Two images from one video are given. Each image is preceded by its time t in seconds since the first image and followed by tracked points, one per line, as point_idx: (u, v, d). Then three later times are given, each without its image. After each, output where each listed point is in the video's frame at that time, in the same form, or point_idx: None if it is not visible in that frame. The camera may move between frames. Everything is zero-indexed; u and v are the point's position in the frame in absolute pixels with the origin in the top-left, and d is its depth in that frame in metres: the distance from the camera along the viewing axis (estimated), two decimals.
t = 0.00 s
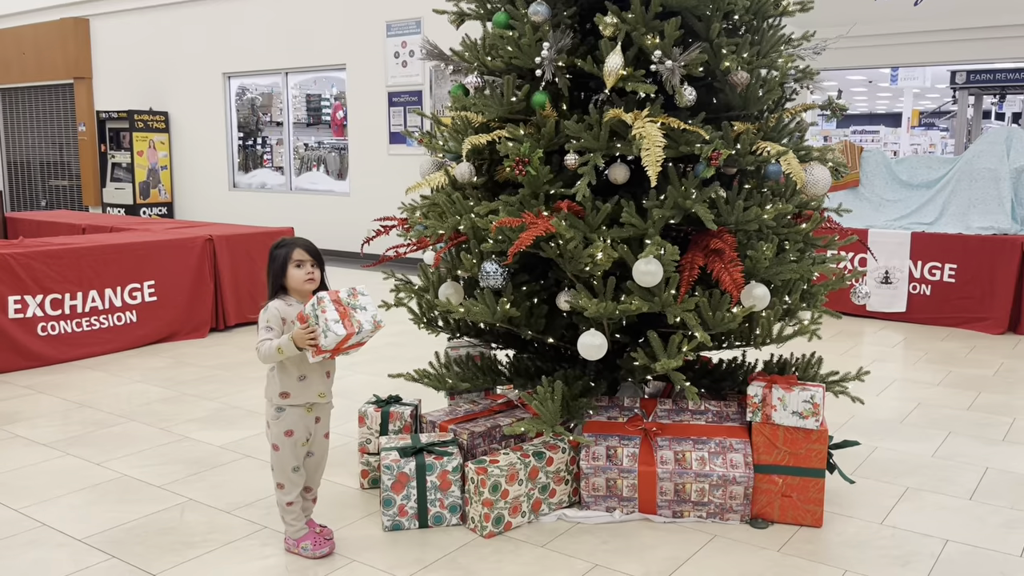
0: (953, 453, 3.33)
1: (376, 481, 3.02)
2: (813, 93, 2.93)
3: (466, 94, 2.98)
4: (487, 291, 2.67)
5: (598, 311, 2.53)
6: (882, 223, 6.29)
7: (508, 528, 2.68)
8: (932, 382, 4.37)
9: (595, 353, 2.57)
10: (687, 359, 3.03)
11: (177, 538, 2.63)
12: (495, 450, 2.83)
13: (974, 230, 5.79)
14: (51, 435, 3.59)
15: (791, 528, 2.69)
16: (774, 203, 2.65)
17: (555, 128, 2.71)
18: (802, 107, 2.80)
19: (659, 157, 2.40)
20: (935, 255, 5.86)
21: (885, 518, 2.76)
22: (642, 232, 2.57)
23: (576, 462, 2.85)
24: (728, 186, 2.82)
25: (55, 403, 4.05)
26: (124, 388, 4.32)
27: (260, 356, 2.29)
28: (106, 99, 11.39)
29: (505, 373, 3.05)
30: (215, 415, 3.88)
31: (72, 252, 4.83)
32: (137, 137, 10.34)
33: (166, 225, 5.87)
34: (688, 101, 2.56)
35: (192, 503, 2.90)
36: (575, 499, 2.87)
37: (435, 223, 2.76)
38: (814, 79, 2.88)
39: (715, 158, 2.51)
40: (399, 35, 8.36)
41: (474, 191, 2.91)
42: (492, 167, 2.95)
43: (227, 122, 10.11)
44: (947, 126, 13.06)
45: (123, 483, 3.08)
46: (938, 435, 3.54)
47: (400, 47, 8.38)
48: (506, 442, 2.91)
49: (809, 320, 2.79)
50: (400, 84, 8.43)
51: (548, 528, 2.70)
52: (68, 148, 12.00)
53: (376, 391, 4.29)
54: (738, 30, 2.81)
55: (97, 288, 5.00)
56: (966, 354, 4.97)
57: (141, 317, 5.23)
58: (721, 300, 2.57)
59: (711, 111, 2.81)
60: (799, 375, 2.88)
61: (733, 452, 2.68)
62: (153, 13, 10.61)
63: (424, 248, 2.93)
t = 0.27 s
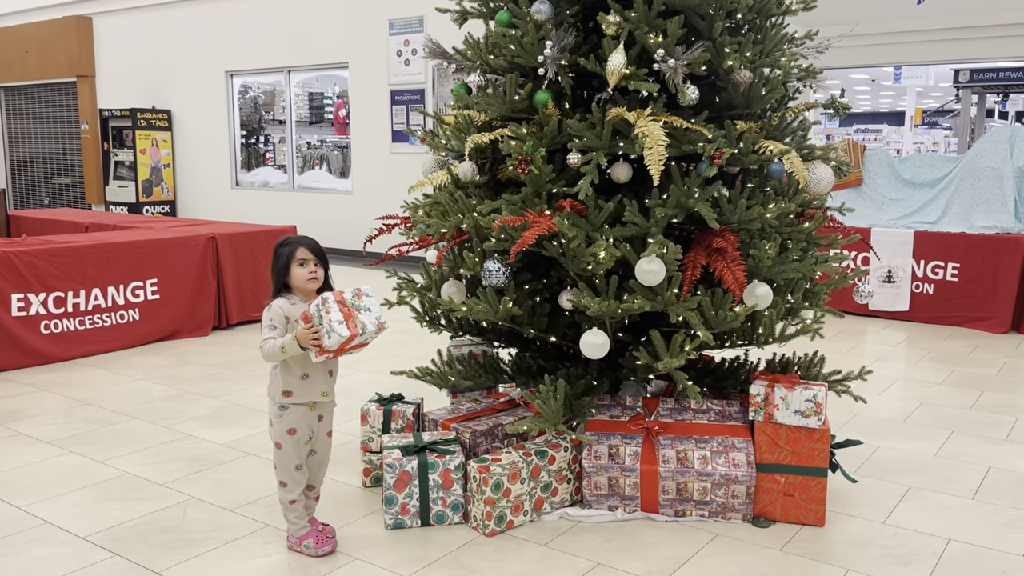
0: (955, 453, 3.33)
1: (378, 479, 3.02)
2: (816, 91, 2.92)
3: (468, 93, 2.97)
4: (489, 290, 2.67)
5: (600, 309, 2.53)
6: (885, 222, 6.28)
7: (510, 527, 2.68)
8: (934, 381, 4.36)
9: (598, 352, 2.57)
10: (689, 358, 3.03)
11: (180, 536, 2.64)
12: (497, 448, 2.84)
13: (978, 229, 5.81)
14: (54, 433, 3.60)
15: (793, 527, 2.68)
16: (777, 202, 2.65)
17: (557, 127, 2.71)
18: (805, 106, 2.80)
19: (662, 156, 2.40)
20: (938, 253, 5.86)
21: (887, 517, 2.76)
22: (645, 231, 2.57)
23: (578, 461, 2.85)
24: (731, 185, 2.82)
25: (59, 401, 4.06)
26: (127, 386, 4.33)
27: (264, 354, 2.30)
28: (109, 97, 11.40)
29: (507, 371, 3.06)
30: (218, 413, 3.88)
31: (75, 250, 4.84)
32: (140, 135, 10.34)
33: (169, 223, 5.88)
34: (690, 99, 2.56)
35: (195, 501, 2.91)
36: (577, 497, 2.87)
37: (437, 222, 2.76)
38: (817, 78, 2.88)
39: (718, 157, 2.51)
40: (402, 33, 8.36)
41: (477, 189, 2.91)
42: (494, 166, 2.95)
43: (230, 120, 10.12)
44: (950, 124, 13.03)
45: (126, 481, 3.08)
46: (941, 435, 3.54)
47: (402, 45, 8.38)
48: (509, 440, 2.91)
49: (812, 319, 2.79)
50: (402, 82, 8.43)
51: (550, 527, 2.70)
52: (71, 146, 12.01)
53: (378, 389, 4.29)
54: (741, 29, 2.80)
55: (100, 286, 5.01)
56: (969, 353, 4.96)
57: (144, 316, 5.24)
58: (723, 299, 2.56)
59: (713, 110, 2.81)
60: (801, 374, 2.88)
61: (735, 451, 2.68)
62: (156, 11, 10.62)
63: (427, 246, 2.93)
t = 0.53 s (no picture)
0: (956, 452, 3.33)
1: (380, 478, 3.02)
2: (817, 90, 2.92)
3: (470, 91, 2.97)
4: (491, 289, 2.67)
5: (602, 308, 2.53)
6: (887, 221, 6.28)
7: (511, 525, 2.68)
8: (936, 380, 4.36)
9: (599, 350, 2.57)
10: (690, 357, 3.03)
11: (181, 534, 2.64)
12: (499, 447, 2.84)
13: (980, 228, 5.79)
14: (56, 431, 3.60)
15: (794, 526, 2.69)
16: (779, 201, 2.65)
17: (559, 125, 2.71)
18: (807, 105, 2.79)
19: (664, 155, 2.39)
20: (940, 252, 5.85)
21: (889, 516, 2.76)
22: (646, 229, 2.57)
23: (579, 459, 2.86)
24: (732, 184, 2.82)
25: (60, 399, 4.07)
26: (129, 384, 4.34)
27: (263, 353, 2.30)
28: (111, 96, 11.40)
29: (509, 370, 3.06)
30: (219, 412, 3.88)
31: (77, 248, 4.84)
32: (142, 133, 10.35)
33: (171, 221, 5.88)
34: (692, 98, 2.55)
35: (196, 499, 2.91)
36: (578, 496, 2.87)
37: (438, 220, 2.76)
38: (819, 76, 2.87)
39: (720, 155, 2.51)
40: (404, 32, 8.36)
41: (478, 188, 2.91)
42: (496, 164, 2.95)
43: (232, 118, 10.11)
44: (952, 123, 13.01)
45: (128, 479, 3.09)
46: (942, 434, 3.54)
47: (405, 44, 8.38)
48: (510, 439, 2.91)
49: (813, 318, 2.79)
50: (404, 80, 8.43)
51: (551, 525, 2.70)
52: (73, 144, 12.02)
53: (379, 388, 4.29)
54: (743, 27, 2.80)
55: (102, 284, 5.02)
56: (971, 353, 4.95)
57: (146, 314, 5.25)
58: (725, 297, 2.56)
59: (715, 108, 2.81)
60: (803, 373, 2.87)
61: (737, 450, 2.67)
62: (157, 9, 10.62)
63: (428, 245, 2.93)
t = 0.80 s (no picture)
0: (958, 451, 3.32)
1: (381, 476, 3.02)
2: (820, 88, 2.91)
3: (472, 88, 2.97)
4: (492, 287, 2.67)
5: (603, 306, 2.52)
6: (889, 219, 6.27)
7: (512, 524, 2.68)
8: (938, 379, 4.35)
9: (600, 349, 2.57)
10: (692, 355, 3.03)
11: (182, 532, 2.64)
12: (500, 445, 2.83)
13: (982, 227, 5.78)
14: (58, 428, 3.60)
15: (796, 525, 2.68)
16: (781, 199, 2.64)
17: (561, 123, 2.70)
18: (810, 103, 2.79)
19: (666, 152, 2.39)
20: (942, 251, 5.84)
21: (890, 515, 2.76)
22: (648, 228, 2.56)
23: (580, 457, 2.85)
24: (735, 182, 2.81)
25: (62, 396, 4.07)
26: (130, 382, 4.34)
27: (263, 351, 2.30)
28: (113, 94, 11.41)
29: (510, 368, 3.06)
30: (220, 409, 3.89)
31: (79, 246, 4.85)
32: (143, 131, 10.34)
33: (173, 219, 5.88)
34: (694, 96, 2.55)
35: (197, 497, 2.91)
36: (579, 494, 2.87)
37: (440, 218, 2.76)
38: (821, 74, 2.87)
39: (722, 153, 2.50)
40: (405, 30, 8.35)
41: (480, 185, 2.90)
42: (498, 162, 2.94)
43: (233, 116, 10.11)
44: (954, 122, 13.00)
45: (129, 477, 3.09)
46: (944, 433, 3.53)
47: (406, 42, 8.38)
48: (511, 437, 2.91)
49: (815, 317, 2.78)
50: (406, 79, 8.43)
51: (552, 524, 2.70)
52: (75, 142, 12.02)
53: (381, 385, 4.29)
54: (746, 25, 2.79)
55: (104, 282, 5.02)
56: (973, 351, 4.95)
57: (147, 311, 5.25)
58: (727, 296, 2.56)
59: (717, 106, 2.80)
60: (805, 371, 2.87)
61: (738, 448, 2.67)
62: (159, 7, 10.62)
63: (429, 242, 2.92)
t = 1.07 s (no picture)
0: (959, 449, 3.32)
1: (381, 473, 3.02)
2: (821, 86, 2.91)
3: (473, 86, 2.96)
4: (493, 284, 2.67)
5: (604, 304, 2.52)
6: (890, 218, 6.26)
7: (513, 521, 2.68)
8: (939, 378, 4.35)
9: (601, 347, 2.57)
10: (692, 353, 3.03)
11: (183, 529, 2.64)
12: (500, 443, 2.83)
13: (983, 225, 5.76)
14: (58, 425, 3.60)
15: (796, 523, 2.68)
16: (782, 197, 2.64)
17: (562, 121, 2.70)
18: (811, 100, 2.79)
19: (667, 150, 2.39)
20: (943, 250, 5.83)
21: (891, 513, 2.75)
22: (649, 226, 2.56)
23: (581, 455, 2.85)
24: (736, 180, 2.81)
25: (62, 394, 4.07)
26: (130, 379, 4.34)
27: (262, 349, 2.30)
28: (114, 91, 11.40)
29: (511, 366, 3.05)
30: (221, 407, 3.89)
31: (80, 243, 4.84)
32: (144, 129, 10.34)
33: (173, 217, 5.88)
34: (695, 94, 2.55)
35: (198, 494, 2.91)
36: (580, 492, 2.87)
37: (441, 215, 2.75)
38: (823, 72, 2.87)
39: (724, 151, 2.50)
40: (406, 28, 8.34)
41: (480, 183, 2.89)
42: (498, 160, 2.94)
43: (234, 114, 10.11)
44: (955, 121, 13.00)
45: (130, 474, 3.09)
46: (945, 431, 3.53)
47: (407, 40, 8.37)
48: (512, 435, 2.91)
49: (816, 315, 2.78)
50: (406, 77, 8.42)
51: (552, 522, 2.70)
52: (75, 139, 12.01)
53: (381, 383, 4.29)
54: (747, 23, 2.79)
55: (104, 279, 5.01)
56: (974, 350, 4.94)
57: (147, 309, 5.25)
58: (727, 294, 2.56)
59: (718, 104, 2.80)
60: (805, 369, 2.86)
61: (739, 447, 2.67)
62: (160, 5, 10.61)
63: (430, 240, 2.92)
